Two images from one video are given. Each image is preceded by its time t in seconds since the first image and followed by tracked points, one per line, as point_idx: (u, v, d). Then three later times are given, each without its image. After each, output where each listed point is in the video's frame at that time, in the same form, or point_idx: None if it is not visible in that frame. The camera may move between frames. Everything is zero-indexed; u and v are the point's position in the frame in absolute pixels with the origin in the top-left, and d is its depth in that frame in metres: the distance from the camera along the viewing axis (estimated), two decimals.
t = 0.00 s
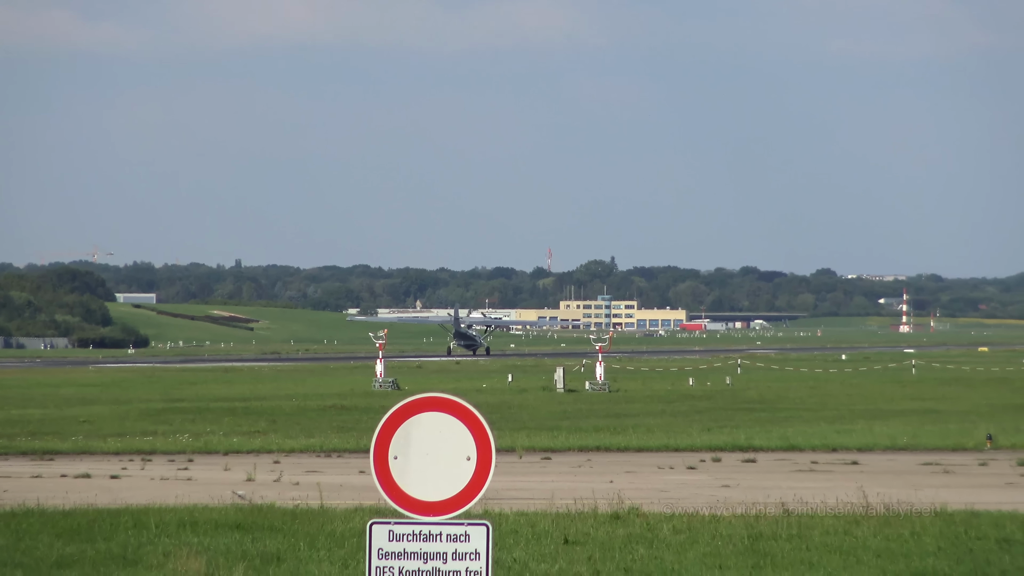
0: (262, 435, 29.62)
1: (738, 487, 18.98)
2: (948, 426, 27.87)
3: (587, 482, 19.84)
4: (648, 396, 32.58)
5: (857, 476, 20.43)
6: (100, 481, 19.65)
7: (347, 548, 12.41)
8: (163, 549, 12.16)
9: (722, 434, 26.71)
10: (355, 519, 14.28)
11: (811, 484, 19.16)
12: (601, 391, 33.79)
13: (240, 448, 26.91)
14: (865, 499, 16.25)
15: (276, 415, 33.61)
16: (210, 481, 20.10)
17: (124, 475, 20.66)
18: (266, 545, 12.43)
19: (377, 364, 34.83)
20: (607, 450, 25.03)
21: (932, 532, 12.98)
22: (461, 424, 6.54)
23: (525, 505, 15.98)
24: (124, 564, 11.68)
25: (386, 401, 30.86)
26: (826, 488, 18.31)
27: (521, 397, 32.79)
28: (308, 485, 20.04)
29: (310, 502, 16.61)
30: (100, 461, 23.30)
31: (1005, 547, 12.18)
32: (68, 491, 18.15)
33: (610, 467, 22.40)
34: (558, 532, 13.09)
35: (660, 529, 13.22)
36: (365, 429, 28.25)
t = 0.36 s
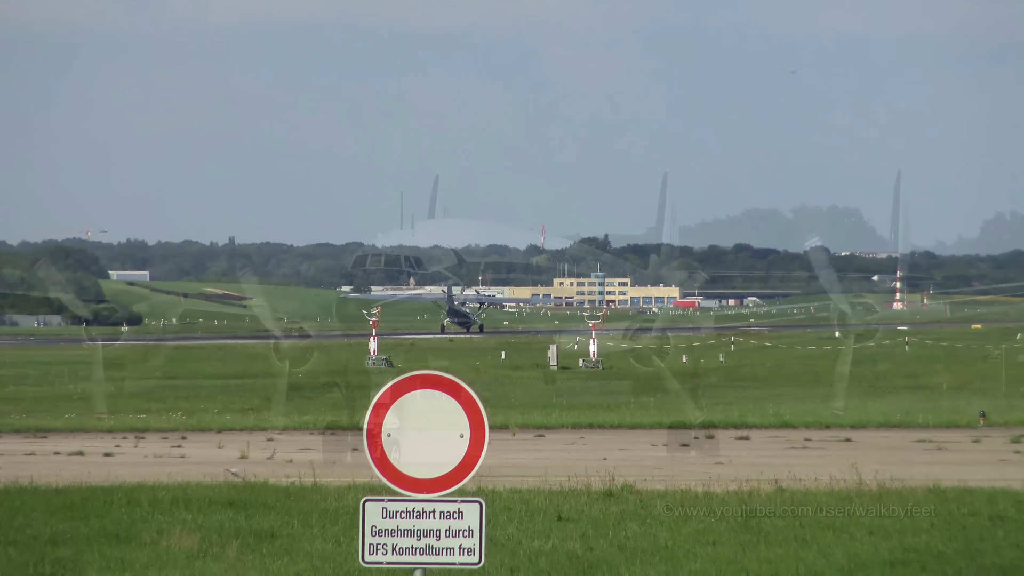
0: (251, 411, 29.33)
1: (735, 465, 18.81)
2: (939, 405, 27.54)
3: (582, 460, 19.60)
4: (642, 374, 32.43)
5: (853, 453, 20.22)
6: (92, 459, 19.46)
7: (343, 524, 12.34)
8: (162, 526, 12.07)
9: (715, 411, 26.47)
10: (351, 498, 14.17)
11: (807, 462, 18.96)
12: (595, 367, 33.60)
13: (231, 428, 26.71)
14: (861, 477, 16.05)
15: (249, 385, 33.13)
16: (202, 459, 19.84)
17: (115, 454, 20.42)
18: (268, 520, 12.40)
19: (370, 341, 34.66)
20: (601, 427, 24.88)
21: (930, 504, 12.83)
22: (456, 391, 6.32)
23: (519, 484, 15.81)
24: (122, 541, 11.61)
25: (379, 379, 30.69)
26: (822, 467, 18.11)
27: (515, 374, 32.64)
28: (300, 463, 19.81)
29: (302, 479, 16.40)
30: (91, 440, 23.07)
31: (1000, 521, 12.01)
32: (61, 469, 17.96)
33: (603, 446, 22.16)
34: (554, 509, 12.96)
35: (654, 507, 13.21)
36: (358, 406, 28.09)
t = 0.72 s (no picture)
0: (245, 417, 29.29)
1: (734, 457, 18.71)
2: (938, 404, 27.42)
3: (579, 454, 19.57)
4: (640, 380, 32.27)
5: (851, 445, 20.17)
6: (92, 449, 19.30)
7: (345, 511, 12.11)
8: (163, 509, 11.95)
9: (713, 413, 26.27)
10: (351, 484, 13.96)
11: (804, 453, 18.97)
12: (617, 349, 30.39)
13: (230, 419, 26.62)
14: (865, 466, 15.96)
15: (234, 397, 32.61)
16: (200, 449, 19.80)
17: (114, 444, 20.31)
18: (266, 506, 12.20)
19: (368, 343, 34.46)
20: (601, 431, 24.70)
21: (939, 476, 12.56)
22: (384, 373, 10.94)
23: (518, 467, 15.66)
24: (122, 524, 11.52)
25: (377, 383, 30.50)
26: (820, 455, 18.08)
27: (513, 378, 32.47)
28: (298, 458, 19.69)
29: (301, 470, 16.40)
30: (88, 432, 22.94)
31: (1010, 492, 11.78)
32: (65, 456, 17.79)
33: (600, 444, 22.12)
34: (553, 493, 12.72)
35: (653, 486, 12.95)
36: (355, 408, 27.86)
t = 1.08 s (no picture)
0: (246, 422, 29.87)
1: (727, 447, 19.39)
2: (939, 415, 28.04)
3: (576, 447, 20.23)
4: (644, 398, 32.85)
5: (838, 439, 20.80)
6: (109, 441, 19.91)
7: (354, 499, 12.69)
8: (182, 497, 12.56)
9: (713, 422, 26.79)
10: (361, 474, 14.56)
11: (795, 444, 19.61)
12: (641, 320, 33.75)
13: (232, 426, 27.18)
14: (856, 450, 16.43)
15: (226, 412, 32.97)
16: (210, 442, 20.43)
17: (132, 438, 20.90)
18: (279, 495, 12.79)
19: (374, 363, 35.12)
20: (605, 433, 25.23)
21: (921, 463, 13.16)
22: None
23: (520, 457, 16.21)
24: (143, 511, 12.14)
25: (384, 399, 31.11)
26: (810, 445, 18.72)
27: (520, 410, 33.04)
28: (305, 453, 20.24)
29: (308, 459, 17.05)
30: (104, 431, 23.54)
31: (988, 477, 12.37)
32: (84, 446, 18.36)
33: (595, 440, 22.75)
34: (551, 482, 13.32)
35: (646, 474, 13.51)
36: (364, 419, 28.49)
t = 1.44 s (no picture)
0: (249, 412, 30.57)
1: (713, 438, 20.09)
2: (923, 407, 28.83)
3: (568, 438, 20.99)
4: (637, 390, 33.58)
5: (819, 431, 21.59)
6: (121, 431, 20.59)
7: (361, 486, 13.36)
8: (198, 484, 13.23)
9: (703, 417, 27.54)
10: (363, 463, 15.24)
11: (780, 435, 20.41)
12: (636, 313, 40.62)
13: (235, 416, 27.91)
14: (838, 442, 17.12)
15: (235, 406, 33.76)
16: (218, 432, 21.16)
17: (143, 429, 21.57)
18: (290, 482, 13.47)
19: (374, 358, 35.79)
20: (598, 426, 25.97)
21: (897, 454, 13.87)
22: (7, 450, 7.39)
23: (515, 447, 16.94)
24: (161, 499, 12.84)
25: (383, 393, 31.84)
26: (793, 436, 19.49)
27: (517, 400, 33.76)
28: (308, 442, 20.97)
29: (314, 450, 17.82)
30: (113, 423, 24.21)
31: (959, 467, 13.09)
32: (98, 437, 19.03)
33: (588, 432, 23.50)
34: (546, 471, 13.97)
35: (635, 464, 14.19)
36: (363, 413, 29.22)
